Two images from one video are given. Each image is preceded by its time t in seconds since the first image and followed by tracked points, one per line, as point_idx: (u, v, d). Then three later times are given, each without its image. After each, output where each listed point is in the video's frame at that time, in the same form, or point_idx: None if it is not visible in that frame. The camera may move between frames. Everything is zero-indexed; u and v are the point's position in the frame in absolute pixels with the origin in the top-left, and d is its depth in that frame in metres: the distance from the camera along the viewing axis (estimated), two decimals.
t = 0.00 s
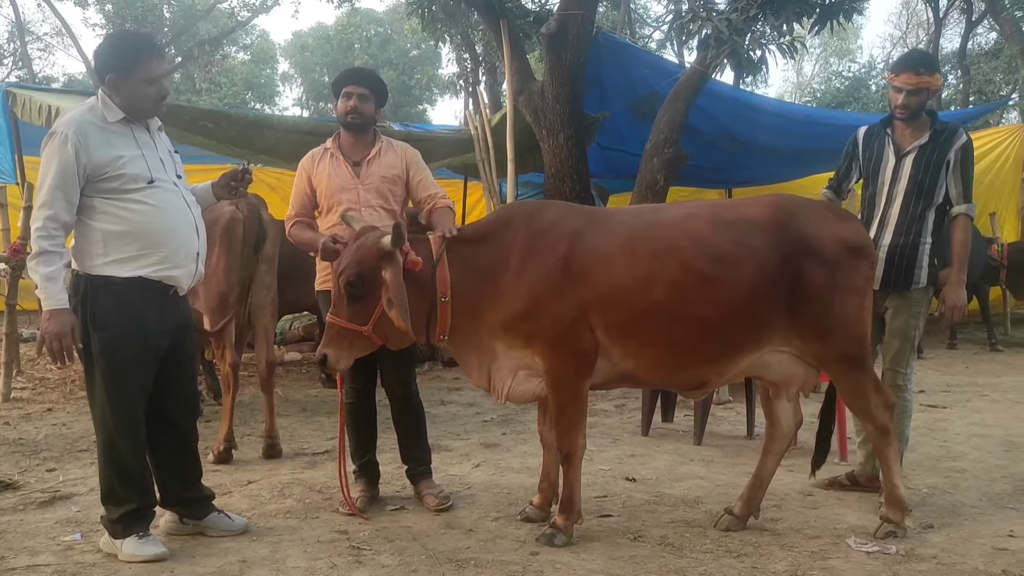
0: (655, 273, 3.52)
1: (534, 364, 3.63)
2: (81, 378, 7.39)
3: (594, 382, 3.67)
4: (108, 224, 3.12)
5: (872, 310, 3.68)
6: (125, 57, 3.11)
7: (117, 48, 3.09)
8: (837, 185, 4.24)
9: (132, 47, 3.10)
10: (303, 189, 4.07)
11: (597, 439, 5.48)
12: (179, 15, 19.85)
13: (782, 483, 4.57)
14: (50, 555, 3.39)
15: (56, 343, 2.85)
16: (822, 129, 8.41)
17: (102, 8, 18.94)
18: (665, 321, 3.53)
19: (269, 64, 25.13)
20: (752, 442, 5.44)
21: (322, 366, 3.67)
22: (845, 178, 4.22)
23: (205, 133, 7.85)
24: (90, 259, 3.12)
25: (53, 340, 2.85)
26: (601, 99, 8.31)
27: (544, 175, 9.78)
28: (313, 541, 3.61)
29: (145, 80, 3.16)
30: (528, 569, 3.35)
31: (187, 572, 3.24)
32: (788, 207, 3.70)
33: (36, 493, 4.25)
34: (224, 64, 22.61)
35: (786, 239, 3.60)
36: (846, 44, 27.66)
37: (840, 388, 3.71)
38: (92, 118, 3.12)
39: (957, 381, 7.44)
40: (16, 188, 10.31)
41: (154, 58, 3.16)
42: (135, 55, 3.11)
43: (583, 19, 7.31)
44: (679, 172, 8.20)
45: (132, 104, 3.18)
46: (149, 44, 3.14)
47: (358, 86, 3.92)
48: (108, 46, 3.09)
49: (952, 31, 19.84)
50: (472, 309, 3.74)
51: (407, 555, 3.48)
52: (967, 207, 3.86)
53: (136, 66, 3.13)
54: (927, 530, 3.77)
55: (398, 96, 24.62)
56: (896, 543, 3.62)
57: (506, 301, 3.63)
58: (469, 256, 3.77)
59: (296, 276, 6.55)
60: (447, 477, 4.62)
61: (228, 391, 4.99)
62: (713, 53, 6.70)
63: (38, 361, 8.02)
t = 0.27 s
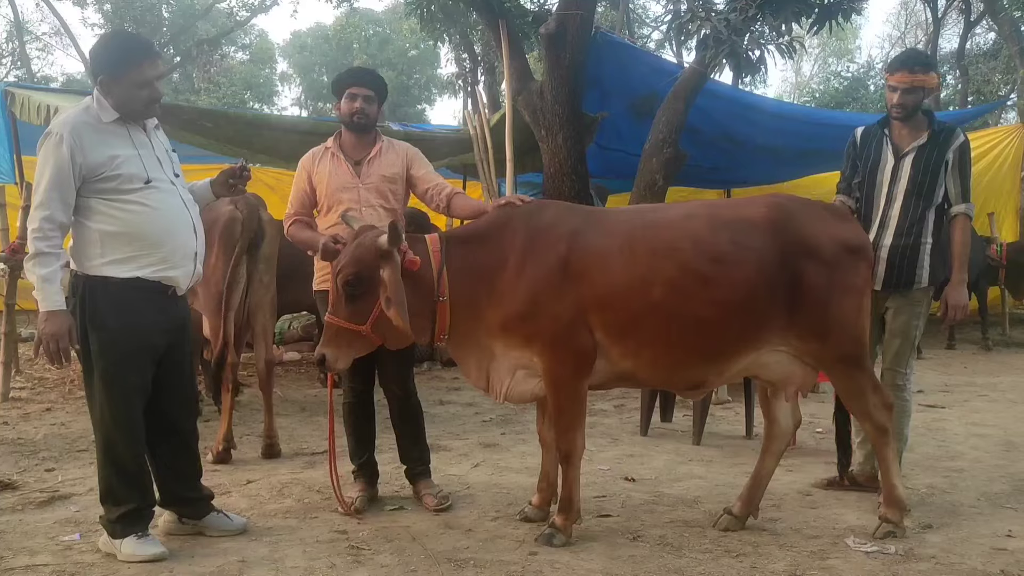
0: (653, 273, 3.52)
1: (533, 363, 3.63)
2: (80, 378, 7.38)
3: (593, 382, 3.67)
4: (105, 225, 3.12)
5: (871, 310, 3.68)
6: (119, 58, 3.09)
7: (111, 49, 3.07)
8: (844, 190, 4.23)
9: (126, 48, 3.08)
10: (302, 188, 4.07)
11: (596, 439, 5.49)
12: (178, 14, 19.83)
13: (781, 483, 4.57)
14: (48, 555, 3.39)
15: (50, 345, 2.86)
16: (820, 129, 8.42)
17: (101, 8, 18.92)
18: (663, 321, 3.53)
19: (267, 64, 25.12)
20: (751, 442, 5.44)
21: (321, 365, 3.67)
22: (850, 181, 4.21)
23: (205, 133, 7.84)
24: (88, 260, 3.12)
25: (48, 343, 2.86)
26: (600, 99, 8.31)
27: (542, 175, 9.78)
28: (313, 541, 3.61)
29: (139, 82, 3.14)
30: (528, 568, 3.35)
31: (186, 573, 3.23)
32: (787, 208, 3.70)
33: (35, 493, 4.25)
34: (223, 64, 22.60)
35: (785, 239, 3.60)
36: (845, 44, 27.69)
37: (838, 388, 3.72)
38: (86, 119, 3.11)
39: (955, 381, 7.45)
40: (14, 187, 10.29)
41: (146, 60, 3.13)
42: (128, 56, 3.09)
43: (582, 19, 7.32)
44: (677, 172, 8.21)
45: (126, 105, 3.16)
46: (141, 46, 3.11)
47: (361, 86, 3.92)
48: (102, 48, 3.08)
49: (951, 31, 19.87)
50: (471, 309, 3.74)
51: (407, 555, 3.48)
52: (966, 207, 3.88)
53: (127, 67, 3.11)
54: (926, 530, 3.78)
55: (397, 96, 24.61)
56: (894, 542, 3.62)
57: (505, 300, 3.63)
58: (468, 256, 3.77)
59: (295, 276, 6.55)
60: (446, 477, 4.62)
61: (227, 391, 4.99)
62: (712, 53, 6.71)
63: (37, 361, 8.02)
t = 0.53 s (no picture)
0: (652, 273, 3.52)
1: (532, 363, 3.63)
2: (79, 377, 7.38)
3: (592, 382, 3.67)
4: (101, 225, 3.12)
5: (869, 310, 3.68)
6: (112, 58, 3.07)
7: (104, 48, 3.06)
8: (848, 193, 4.24)
9: (119, 47, 3.07)
10: (304, 187, 4.06)
11: (595, 438, 5.49)
12: (176, 14, 19.81)
13: (780, 483, 4.57)
14: (47, 555, 3.38)
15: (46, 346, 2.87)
16: (819, 128, 8.42)
17: (99, 7, 18.90)
18: (662, 321, 3.53)
19: (266, 64, 25.11)
20: (750, 442, 5.44)
21: (319, 365, 3.68)
22: (851, 183, 4.21)
23: (204, 133, 7.84)
24: (85, 260, 3.12)
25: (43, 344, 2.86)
26: (599, 99, 8.31)
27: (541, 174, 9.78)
28: (312, 541, 3.61)
29: (133, 81, 3.12)
30: (527, 568, 3.35)
31: (185, 572, 3.23)
32: (786, 208, 3.70)
33: (33, 493, 4.24)
34: (222, 63, 22.59)
35: (785, 239, 3.60)
36: (844, 44, 27.69)
37: (837, 388, 3.72)
38: (80, 117, 3.10)
39: (954, 381, 7.46)
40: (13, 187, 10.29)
41: (140, 60, 3.11)
42: (122, 56, 3.08)
43: (581, 19, 7.32)
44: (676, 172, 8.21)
45: (120, 105, 3.15)
46: (135, 46, 3.09)
47: (367, 88, 3.90)
48: (95, 47, 3.07)
49: (950, 31, 19.89)
50: (470, 309, 3.74)
51: (406, 555, 3.48)
52: (963, 207, 3.88)
53: (121, 68, 3.09)
54: (924, 529, 3.78)
55: (396, 95, 24.60)
56: (893, 542, 3.63)
57: (503, 301, 3.63)
58: (466, 257, 3.77)
59: (294, 276, 6.55)
60: (445, 477, 4.62)
61: (226, 391, 4.99)
62: (711, 53, 6.71)
63: (36, 361, 8.01)
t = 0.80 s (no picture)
0: (651, 273, 3.52)
1: (532, 363, 3.63)
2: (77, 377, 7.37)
3: (592, 382, 3.67)
4: (95, 225, 3.11)
5: (867, 310, 3.68)
6: (103, 57, 3.06)
7: (94, 48, 3.05)
8: (847, 194, 4.26)
9: (110, 46, 3.06)
10: (305, 186, 4.04)
11: (594, 438, 5.48)
12: (175, 14, 19.80)
13: (779, 482, 4.57)
14: (46, 555, 3.38)
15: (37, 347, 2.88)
16: (817, 128, 8.43)
17: (98, 7, 18.89)
18: (661, 321, 3.53)
19: (265, 64, 25.10)
20: (750, 441, 5.44)
21: (316, 366, 3.68)
22: (851, 183, 4.23)
23: (202, 133, 7.84)
24: (81, 261, 3.12)
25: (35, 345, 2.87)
26: (598, 99, 8.31)
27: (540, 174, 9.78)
28: (311, 541, 3.61)
29: (125, 80, 3.11)
30: (526, 568, 3.35)
31: (184, 572, 3.23)
32: (785, 208, 3.70)
33: (32, 493, 4.24)
34: (221, 63, 22.59)
35: (784, 239, 3.60)
36: (842, 44, 27.70)
37: (836, 388, 3.72)
38: (72, 117, 3.10)
39: (953, 380, 7.46)
40: (11, 187, 10.28)
41: (131, 59, 3.10)
42: (112, 55, 3.07)
43: (580, 19, 7.32)
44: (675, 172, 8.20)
45: (112, 104, 3.14)
46: (126, 45, 3.08)
47: (371, 88, 3.90)
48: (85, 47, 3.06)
49: (949, 31, 19.92)
50: (468, 310, 3.74)
51: (405, 555, 3.48)
52: (961, 206, 3.86)
53: (112, 67, 3.08)
54: (924, 529, 3.78)
55: (395, 95, 24.58)
56: (892, 542, 3.63)
57: (502, 301, 3.63)
58: (465, 257, 3.77)
59: (292, 276, 6.54)
60: (445, 477, 4.61)
61: (225, 391, 4.98)
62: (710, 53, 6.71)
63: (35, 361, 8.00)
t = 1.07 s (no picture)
0: (649, 273, 3.52)
1: (530, 364, 3.63)
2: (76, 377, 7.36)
3: (590, 382, 3.67)
4: (89, 224, 3.11)
5: (865, 310, 3.69)
6: (94, 55, 3.06)
7: (85, 46, 3.06)
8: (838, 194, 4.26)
9: (101, 44, 3.06)
10: (307, 184, 4.05)
11: (592, 438, 5.48)
12: (173, 14, 19.79)
13: (777, 482, 4.58)
14: (44, 555, 3.37)
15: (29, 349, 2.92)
16: (817, 128, 8.43)
17: (96, 7, 18.89)
18: (660, 321, 3.53)
19: (263, 64, 25.09)
20: (748, 441, 5.44)
21: (313, 365, 3.69)
22: (844, 184, 4.24)
23: (201, 133, 7.83)
24: (75, 261, 3.13)
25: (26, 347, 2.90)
26: (597, 99, 8.31)
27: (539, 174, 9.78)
28: (309, 541, 3.60)
29: (117, 76, 3.10)
30: (525, 568, 3.35)
31: (181, 573, 3.23)
32: (782, 207, 3.70)
33: (30, 493, 4.23)
34: (219, 63, 22.56)
35: (782, 239, 3.60)
36: (841, 44, 27.72)
37: (834, 388, 3.72)
38: (66, 117, 3.10)
39: (951, 380, 7.47)
40: (9, 187, 10.27)
41: (123, 54, 3.10)
42: (104, 52, 3.07)
43: (578, 19, 7.32)
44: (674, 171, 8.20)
45: (105, 102, 3.13)
46: (117, 41, 3.08)
47: (373, 85, 3.91)
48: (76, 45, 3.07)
49: (947, 31, 19.94)
50: (467, 310, 3.74)
51: (403, 555, 3.48)
52: (961, 205, 3.87)
53: (105, 64, 3.08)
54: (922, 529, 3.78)
55: (394, 95, 24.59)
56: (891, 542, 3.63)
57: (500, 301, 3.63)
58: (463, 257, 3.77)
59: (291, 276, 6.54)
60: (443, 477, 4.61)
61: (223, 391, 4.98)
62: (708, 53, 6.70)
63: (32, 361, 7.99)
